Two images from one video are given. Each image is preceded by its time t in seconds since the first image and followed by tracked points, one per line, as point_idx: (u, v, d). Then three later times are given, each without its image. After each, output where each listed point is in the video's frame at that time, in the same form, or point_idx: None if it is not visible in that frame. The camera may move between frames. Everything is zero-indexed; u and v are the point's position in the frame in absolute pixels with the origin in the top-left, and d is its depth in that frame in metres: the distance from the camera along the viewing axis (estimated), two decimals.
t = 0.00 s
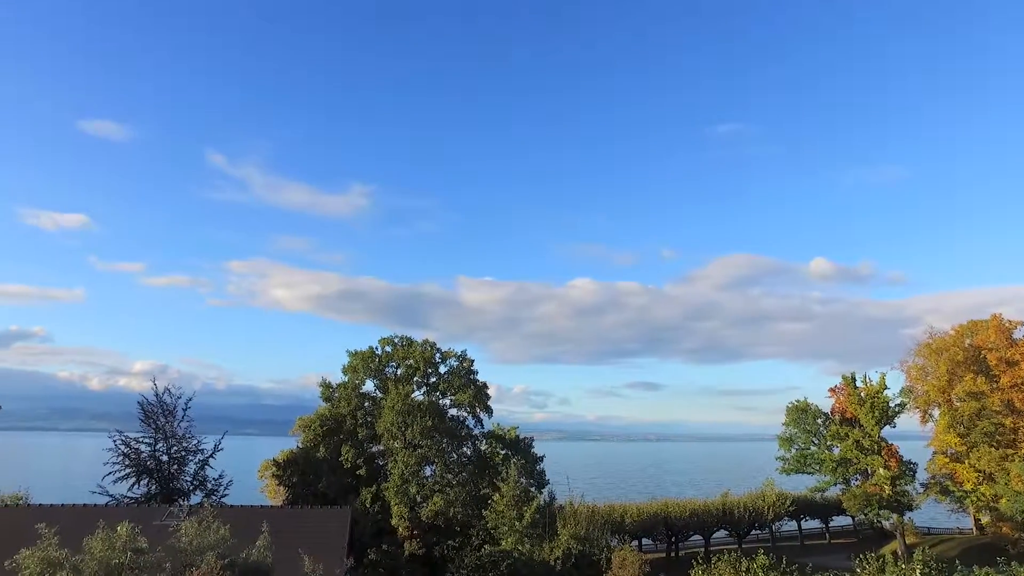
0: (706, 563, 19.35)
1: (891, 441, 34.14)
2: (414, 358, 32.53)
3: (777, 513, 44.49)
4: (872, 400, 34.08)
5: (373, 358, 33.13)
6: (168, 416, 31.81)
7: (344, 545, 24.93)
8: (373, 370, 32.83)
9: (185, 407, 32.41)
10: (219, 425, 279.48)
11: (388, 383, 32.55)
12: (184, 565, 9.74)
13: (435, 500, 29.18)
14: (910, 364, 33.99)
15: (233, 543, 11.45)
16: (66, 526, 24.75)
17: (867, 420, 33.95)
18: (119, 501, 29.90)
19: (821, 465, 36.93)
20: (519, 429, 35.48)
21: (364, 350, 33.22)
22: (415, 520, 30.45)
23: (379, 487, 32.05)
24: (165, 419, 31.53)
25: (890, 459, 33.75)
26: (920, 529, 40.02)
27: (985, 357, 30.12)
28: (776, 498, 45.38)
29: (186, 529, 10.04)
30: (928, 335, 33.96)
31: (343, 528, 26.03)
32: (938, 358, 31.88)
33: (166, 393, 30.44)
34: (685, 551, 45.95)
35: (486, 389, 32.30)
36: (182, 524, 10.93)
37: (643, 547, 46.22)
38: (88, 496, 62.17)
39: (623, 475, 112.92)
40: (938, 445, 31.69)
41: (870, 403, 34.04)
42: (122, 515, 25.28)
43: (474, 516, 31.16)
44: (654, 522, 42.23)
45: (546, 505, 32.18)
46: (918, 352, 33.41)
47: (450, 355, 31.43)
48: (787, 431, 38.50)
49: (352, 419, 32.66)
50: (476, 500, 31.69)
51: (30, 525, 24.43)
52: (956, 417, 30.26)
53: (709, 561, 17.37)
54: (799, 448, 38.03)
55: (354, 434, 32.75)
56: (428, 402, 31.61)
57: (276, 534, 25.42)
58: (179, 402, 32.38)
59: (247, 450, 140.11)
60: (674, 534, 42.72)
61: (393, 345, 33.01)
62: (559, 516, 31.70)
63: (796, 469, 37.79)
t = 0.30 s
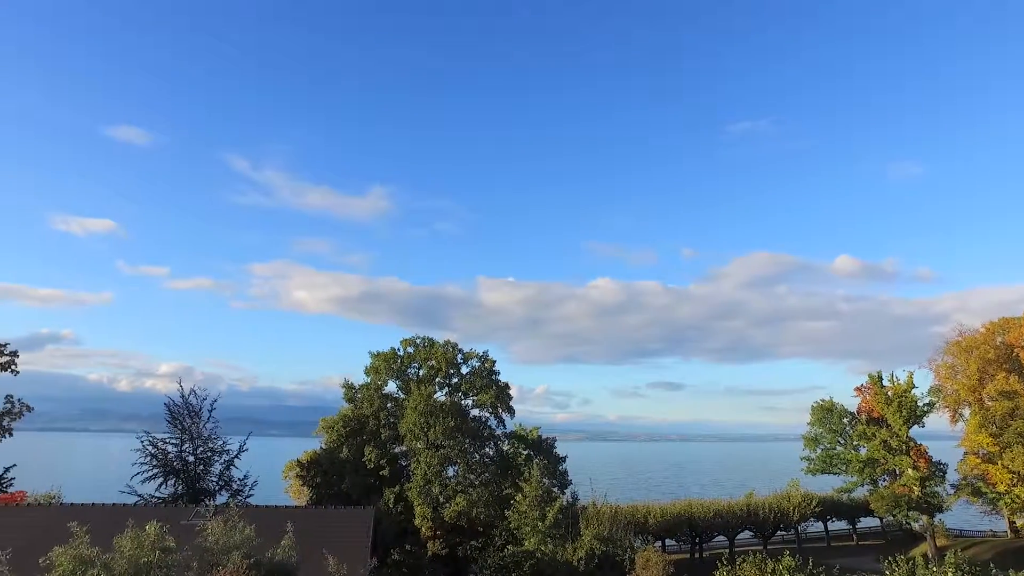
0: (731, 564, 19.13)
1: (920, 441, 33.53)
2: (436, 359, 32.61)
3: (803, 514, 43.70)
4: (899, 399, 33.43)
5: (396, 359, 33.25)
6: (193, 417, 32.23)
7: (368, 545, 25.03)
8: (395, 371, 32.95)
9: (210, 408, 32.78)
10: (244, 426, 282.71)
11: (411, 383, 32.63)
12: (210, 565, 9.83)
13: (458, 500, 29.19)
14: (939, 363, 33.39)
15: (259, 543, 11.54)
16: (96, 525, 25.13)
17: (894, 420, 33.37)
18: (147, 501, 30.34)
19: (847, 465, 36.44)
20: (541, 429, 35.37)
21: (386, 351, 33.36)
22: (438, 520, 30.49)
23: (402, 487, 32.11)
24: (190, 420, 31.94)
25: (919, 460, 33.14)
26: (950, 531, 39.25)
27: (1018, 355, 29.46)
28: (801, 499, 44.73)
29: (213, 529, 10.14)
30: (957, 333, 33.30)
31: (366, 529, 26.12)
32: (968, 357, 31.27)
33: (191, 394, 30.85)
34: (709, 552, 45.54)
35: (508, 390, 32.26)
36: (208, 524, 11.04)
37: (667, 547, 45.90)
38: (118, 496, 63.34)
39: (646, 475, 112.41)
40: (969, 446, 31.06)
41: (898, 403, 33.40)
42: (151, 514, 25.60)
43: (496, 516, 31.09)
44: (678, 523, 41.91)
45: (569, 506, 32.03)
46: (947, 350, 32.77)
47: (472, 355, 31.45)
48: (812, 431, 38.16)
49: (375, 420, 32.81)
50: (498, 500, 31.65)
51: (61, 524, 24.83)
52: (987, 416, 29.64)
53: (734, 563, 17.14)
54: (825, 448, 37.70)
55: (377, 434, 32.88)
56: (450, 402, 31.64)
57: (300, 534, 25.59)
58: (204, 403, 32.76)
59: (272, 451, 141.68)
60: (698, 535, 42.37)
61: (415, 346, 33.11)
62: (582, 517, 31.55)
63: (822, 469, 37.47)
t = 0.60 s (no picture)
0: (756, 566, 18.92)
1: (950, 442, 32.89)
2: (458, 360, 32.66)
3: (829, 515, 42.99)
4: (928, 398, 32.72)
5: (418, 360, 33.36)
6: (219, 418, 32.59)
7: (391, 546, 25.09)
8: (417, 372, 33.05)
9: (235, 409, 33.12)
10: (268, 426, 285.69)
11: (433, 384, 32.72)
12: (236, 564, 9.92)
13: (480, 501, 29.19)
14: (969, 362, 32.75)
15: (283, 543, 11.62)
16: (124, 524, 25.51)
17: (923, 420, 32.79)
18: (173, 501, 30.78)
19: (874, 466, 36.01)
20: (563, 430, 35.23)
21: (408, 352, 33.49)
22: (461, 521, 30.52)
23: (424, 488, 32.18)
24: (216, 421, 32.32)
25: (949, 461, 32.51)
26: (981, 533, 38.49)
27: None
28: (827, 500, 44.06)
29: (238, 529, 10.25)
30: (988, 331, 32.61)
31: (390, 530, 26.19)
32: (999, 355, 30.60)
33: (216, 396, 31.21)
34: (734, 553, 45.14)
35: (530, 390, 32.21)
36: (233, 524, 11.14)
37: (691, 548, 45.54)
38: (147, 497, 64.49)
39: (669, 476, 111.80)
40: (1001, 446, 30.40)
41: (926, 403, 32.74)
42: (177, 514, 25.94)
43: (519, 517, 31.01)
44: (701, 523, 41.58)
45: (592, 506, 31.86)
46: (978, 349, 32.09)
47: (494, 356, 31.45)
48: (838, 431, 37.74)
49: (397, 421, 32.95)
50: (521, 501, 31.60)
51: (91, 523, 25.22)
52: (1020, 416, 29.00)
53: (758, 565, 16.91)
54: (852, 448, 37.28)
55: (399, 435, 33.02)
56: (472, 403, 31.68)
57: (324, 535, 25.72)
58: (229, 405, 33.11)
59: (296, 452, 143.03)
60: (722, 536, 41.99)
61: (437, 347, 33.19)
62: (605, 517, 31.40)
63: (848, 470, 37.06)
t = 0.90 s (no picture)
0: (782, 566, 18.70)
1: (982, 442, 32.24)
2: (480, 360, 32.69)
3: (856, 516, 42.37)
4: (958, 398, 32.22)
5: (439, 361, 33.45)
6: (243, 420, 32.90)
7: (415, 546, 25.15)
8: (439, 373, 33.12)
9: (259, 411, 33.43)
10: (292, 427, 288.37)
11: (455, 385, 32.78)
12: (261, 563, 9.99)
13: (503, 501, 29.19)
14: (1000, 360, 32.11)
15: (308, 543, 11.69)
16: (152, 523, 25.87)
17: (953, 420, 32.17)
18: (200, 501, 31.17)
19: (903, 466, 35.44)
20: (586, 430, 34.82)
21: (430, 353, 33.59)
22: (483, 521, 30.50)
23: (447, 488, 32.23)
24: (241, 422, 32.67)
25: (981, 462, 31.77)
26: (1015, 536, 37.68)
27: None
28: (854, 500, 43.37)
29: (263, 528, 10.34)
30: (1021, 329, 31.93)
31: (414, 530, 26.27)
32: None
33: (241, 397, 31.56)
34: (759, 554, 44.67)
35: (552, 390, 32.13)
36: (259, 524, 11.22)
37: (715, 550, 45.10)
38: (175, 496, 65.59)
39: (691, 476, 111.05)
40: None
41: (956, 402, 32.21)
42: (203, 514, 26.23)
43: (542, 517, 30.88)
44: (726, 524, 41.22)
45: (615, 507, 31.65)
46: (1010, 347, 31.43)
47: (516, 356, 31.42)
48: (865, 430, 37.19)
49: (420, 422, 33.06)
50: (544, 501, 31.51)
51: (120, 523, 25.60)
52: None
53: (784, 566, 16.73)
54: (879, 448, 36.72)
55: (422, 436, 33.14)
56: (494, 403, 31.68)
57: (348, 535, 25.86)
58: (254, 406, 33.44)
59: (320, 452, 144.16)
60: (747, 537, 41.57)
61: (459, 348, 33.26)
62: (628, 518, 31.16)
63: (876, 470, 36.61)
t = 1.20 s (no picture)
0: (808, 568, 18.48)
1: (1015, 442, 31.31)
2: (501, 361, 32.68)
3: (884, 518, 41.74)
4: (989, 397, 31.56)
5: (461, 362, 33.53)
6: (267, 421, 33.22)
7: (438, 546, 25.23)
8: (461, 374, 33.19)
9: (283, 412, 33.71)
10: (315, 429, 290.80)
11: (477, 386, 32.81)
12: (286, 563, 10.06)
13: (525, 502, 29.16)
14: None
15: (331, 543, 11.75)
16: (180, 522, 26.24)
17: (984, 420, 31.43)
18: (225, 501, 31.53)
19: (932, 467, 34.87)
20: (608, 431, 34.49)
21: (451, 354, 33.68)
22: (506, 522, 30.49)
23: (469, 489, 32.26)
24: (265, 423, 33.00)
25: (1015, 461, 30.67)
26: None
27: None
28: (883, 502, 42.65)
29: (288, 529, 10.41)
30: None
31: (436, 531, 26.36)
32: None
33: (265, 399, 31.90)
34: (785, 556, 44.18)
35: (574, 391, 32.02)
36: (283, 524, 11.30)
37: (740, 551, 44.65)
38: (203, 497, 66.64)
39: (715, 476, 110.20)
40: None
41: (987, 402, 31.54)
42: (229, 514, 26.55)
43: (565, 518, 30.76)
44: (751, 526, 40.82)
45: (638, 507, 31.44)
46: None
47: (537, 357, 31.37)
48: (893, 430, 36.68)
49: (442, 422, 33.16)
50: (567, 502, 31.41)
51: (148, 522, 25.99)
52: None
53: (810, 568, 16.50)
54: (907, 448, 36.16)
55: (444, 437, 33.24)
56: (516, 404, 31.66)
57: (371, 535, 26.02)
58: (277, 407, 33.74)
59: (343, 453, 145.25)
60: (772, 538, 41.14)
61: (480, 349, 33.30)
62: (652, 519, 30.93)
63: (904, 471, 36.06)
